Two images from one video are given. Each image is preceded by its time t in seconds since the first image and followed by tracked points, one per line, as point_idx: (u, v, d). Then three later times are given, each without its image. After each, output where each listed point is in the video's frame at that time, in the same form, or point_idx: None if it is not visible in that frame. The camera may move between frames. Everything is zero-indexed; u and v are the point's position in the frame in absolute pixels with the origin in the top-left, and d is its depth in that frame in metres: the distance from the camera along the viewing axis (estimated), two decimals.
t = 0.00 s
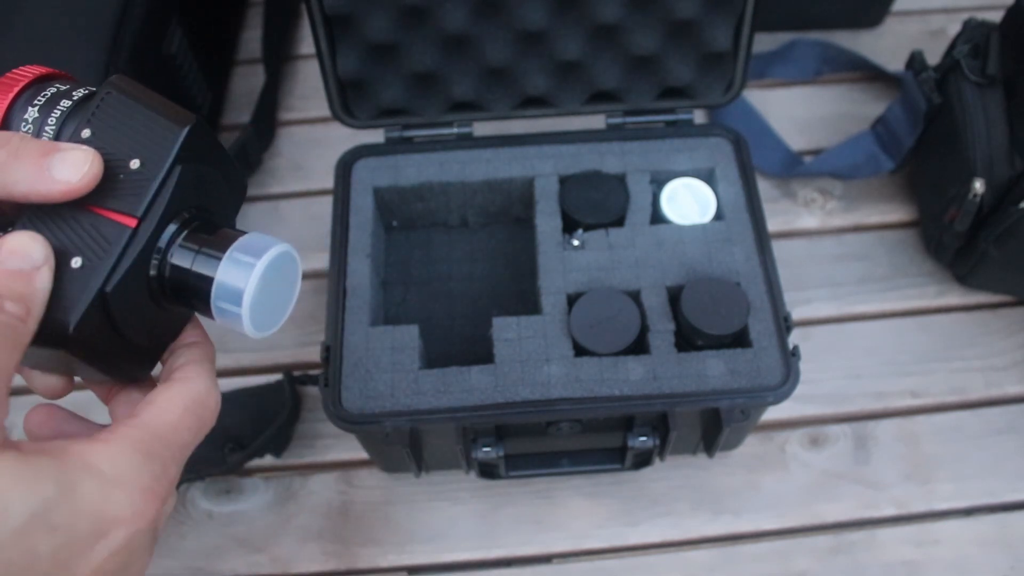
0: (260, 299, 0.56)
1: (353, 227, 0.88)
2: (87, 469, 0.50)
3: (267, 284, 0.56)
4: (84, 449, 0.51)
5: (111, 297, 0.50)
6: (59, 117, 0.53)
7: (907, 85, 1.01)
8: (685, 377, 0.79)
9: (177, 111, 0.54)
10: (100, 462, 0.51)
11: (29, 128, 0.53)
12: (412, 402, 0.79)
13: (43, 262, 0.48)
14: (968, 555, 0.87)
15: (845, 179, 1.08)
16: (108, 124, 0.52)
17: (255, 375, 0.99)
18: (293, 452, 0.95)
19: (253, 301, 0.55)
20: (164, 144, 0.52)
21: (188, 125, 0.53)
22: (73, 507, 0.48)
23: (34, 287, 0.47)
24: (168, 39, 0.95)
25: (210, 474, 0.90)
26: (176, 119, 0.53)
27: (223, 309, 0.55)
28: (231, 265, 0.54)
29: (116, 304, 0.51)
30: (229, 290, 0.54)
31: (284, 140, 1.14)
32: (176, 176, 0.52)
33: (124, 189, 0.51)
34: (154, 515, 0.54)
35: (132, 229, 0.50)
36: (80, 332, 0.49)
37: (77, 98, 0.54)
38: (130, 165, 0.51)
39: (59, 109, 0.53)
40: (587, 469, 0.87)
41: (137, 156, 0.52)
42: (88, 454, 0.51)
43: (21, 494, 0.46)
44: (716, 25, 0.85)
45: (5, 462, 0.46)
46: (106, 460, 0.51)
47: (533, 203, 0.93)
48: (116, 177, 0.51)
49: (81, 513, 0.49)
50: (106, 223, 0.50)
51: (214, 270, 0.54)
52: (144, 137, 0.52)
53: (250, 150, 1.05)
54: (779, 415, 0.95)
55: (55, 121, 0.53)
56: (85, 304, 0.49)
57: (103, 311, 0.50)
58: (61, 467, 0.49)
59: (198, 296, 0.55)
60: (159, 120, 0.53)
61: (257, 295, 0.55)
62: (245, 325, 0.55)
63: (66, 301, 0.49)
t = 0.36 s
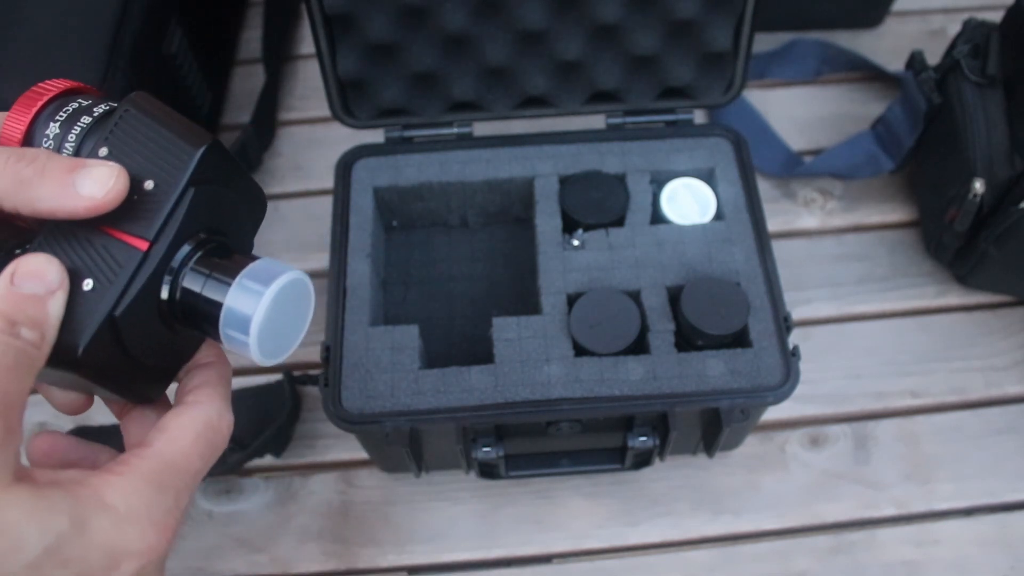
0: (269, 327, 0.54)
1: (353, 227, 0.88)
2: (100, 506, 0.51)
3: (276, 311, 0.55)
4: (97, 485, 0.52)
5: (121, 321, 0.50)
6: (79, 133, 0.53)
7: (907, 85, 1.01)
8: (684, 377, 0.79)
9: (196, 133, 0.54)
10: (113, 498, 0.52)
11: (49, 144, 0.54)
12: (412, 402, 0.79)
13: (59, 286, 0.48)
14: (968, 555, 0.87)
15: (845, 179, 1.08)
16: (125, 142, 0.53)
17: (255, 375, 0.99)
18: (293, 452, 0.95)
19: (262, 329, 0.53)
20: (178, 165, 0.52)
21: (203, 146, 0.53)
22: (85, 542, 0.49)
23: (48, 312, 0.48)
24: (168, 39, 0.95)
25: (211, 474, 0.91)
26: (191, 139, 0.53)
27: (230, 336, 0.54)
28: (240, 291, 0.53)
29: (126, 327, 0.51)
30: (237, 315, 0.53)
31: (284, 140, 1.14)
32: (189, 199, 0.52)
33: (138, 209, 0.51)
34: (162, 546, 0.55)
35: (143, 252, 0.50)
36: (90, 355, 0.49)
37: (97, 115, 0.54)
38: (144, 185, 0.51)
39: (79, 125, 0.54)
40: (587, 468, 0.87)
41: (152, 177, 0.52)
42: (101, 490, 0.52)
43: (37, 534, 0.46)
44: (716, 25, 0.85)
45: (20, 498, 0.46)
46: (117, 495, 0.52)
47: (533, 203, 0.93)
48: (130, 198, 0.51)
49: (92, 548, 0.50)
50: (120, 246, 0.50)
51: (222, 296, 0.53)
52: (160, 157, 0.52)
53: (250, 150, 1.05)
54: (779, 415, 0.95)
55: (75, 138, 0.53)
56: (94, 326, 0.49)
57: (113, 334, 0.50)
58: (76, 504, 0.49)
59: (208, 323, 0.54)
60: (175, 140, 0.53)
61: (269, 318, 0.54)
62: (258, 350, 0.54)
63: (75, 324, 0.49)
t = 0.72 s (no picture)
0: (265, 330, 0.55)
1: (353, 228, 0.88)
2: (107, 496, 0.50)
3: (273, 315, 0.55)
4: (103, 475, 0.51)
5: (122, 315, 0.50)
6: (85, 123, 0.53)
7: (907, 85, 1.01)
8: (685, 377, 0.79)
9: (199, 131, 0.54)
10: (119, 488, 0.51)
11: (56, 132, 0.54)
12: (412, 402, 0.79)
13: (63, 278, 0.48)
14: (968, 555, 0.87)
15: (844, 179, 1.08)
16: (131, 138, 0.52)
17: (255, 375, 0.99)
18: (293, 452, 0.95)
19: (258, 332, 0.54)
20: (183, 165, 0.52)
21: (208, 146, 0.52)
22: (94, 532, 0.49)
23: (53, 303, 0.48)
24: (168, 39, 0.95)
25: (210, 474, 0.90)
26: (197, 139, 0.53)
27: (227, 337, 0.54)
28: (239, 294, 0.54)
29: (126, 321, 0.51)
30: (235, 318, 0.53)
31: (284, 140, 1.14)
32: (193, 199, 0.52)
33: (142, 205, 0.51)
34: (167, 534, 0.54)
35: (145, 250, 0.51)
36: (89, 346, 0.49)
37: (106, 104, 0.54)
38: (149, 183, 0.51)
39: (87, 114, 0.53)
40: (587, 468, 0.87)
41: (157, 175, 0.51)
42: (109, 480, 0.51)
43: (47, 523, 0.46)
44: (716, 25, 0.85)
45: (31, 487, 0.46)
46: (124, 484, 0.52)
47: (533, 203, 0.93)
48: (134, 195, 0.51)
49: (101, 537, 0.50)
50: (122, 243, 0.50)
51: (221, 298, 0.53)
52: (165, 156, 0.52)
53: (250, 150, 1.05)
54: (779, 415, 0.95)
55: (82, 128, 0.53)
56: (94, 321, 0.49)
57: (113, 329, 0.50)
58: (85, 494, 0.49)
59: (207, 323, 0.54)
60: (181, 139, 0.52)
61: (267, 320, 0.54)
62: (253, 353, 0.54)
63: (76, 318, 0.49)
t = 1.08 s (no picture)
0: (301, 385, 0.55)
1: (353, 228, 0.88)
2: (154, 509, 0.53)
3: (313, 371, 0.55)
4: (151, 488, 0.54)
5: (163, 336, 0.52)
6: (164, 122, 0.55)
7: (907, 85, 1.01)
8: (685, 377, 0.79)
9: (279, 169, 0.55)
10: (164, 501, 0.54)
11: (135, 123, 0.56)
12: (412, 402, 0.79)
13: (116, 287, 0.51)
14: (969, 555, 0.87)
15: (845, 179, 1.08)
16: (206, 154, 0.54)
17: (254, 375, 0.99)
18: (293, 452, 0.95)
19: (294, 386, 0.54)
20: (256, 201, 0.53)
21: (283, 187, 0.54)
22: (140, 546, 0.52)
23: (105, 309, 0.51)
24: (168, 39, 0.95)
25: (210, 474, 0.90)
26: (273, 177, 0.54)
27: (263, 382, 0.54)
28: (283, 345, 0.54)
29: (167, 342, 0.53)
30: (275, 367, 0.54)
31: (284, 140, 1.14)
32: (256, 237, 0.54)
33: (206, 230, 0.53)
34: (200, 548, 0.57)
35: (199, 277, 0.52)
36: (132, 357, 0.52)
37: (188, 107, 0.56)
38: (217, 210, 0.53)
39: (167, 113, 0.55)
40: (587, 469, 0.87)
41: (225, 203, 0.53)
42: (155, 492, 0.54)
43: (101, 534, 0.49)
44: (716, 25, 0.85)
45: (85, 500, 0.49)
46: (168, 498, 0.54)
47: (533, 204, 0.93)
48: (199, 218, 0.53)
49: (147, 549, 0.52)
50: (178, 265, 0.52)
51: (265, 343, 0.54)
52: (238, 185, 0.54)
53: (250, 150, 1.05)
54: (779, 415, 0.95)
55: (160, 125, 0.55)
56: (137, 338, 0.51)
57: (154, 346, 0.52)
58: (134, 507, 0.52)
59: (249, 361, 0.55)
60: (257, 174, 0.54)
61: (306, 374, 0.54)
62: (284, 404, 0.54)
63: (124, 327, 0.52)
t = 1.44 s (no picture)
0: (347, 411, 0.54)
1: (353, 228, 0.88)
2: (190, 526, 0.53)
3: (361, 398, 0.54)
4: (188, 504, 0.54)
5: (214, 352, 0.53)
6: (228, 127, 0.56)
7: (907, 85, 1.01)
8: (684, 377, 0.79)
9: (342, 186, 0.55)
10: (200, 518, 0.54)
11: (201, 124, 0.56)
12: (412, 402, 0.79)
13: (168, 300, 0.52)
14: (969, 556, 0.87)
15: (845, 179, 1.08)
16: (270, 166, 0.54)
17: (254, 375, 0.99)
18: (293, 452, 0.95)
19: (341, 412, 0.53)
20: (317, 221, 0.53)
21: (348, 208, 0.54)
22: (176, 563, 0.52)
23: (156, 321, 0.52)
24: (168, 39, 0.95)
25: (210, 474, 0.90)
26: (338, 197, 0.54)
27: (309, 404, 0.54)
28: (335, 370, 0.53)
29: (217, 356, 0.53)
30: (324, 392, 0.53)
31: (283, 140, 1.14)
32: (316, 258, 0.54)
33: (264, 246, 0.53)
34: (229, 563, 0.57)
35: (255, 295, 0.53)
36: (180, 371, 0.53)
37: (254, 113, 0.56)
38: (276, 226, 0.53)
39: (231, 119, 0.56)
40: (587, 469, 0.87)
41: (286, 219, 0.53)
42: (191, 507, 0.54)
43: (140, 552, 0.49)
44: (716, 26, 0.85)
45: (127, 522, 0.49)
46: (204, 514, 0.54)
47: (533, 204, 0.93)
48: (259, 232, 0.53)
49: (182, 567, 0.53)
50: (236, 282, 0.53)
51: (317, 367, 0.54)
52: (300, 202, 0.54)
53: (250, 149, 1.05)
54: (778, 415, 0.95)
55: (223, 130, 0.56)
56: (186, 353, 0.52)
57: (201, 361, 0.53)
58: (172, 524, 0.52)
59: (297, 383, 0.55)
60: (320, 192, 0.54)
61: (354, 403, 0.54)
62: (329, 427, 0.54)
63: (174, 342, 0.52)
